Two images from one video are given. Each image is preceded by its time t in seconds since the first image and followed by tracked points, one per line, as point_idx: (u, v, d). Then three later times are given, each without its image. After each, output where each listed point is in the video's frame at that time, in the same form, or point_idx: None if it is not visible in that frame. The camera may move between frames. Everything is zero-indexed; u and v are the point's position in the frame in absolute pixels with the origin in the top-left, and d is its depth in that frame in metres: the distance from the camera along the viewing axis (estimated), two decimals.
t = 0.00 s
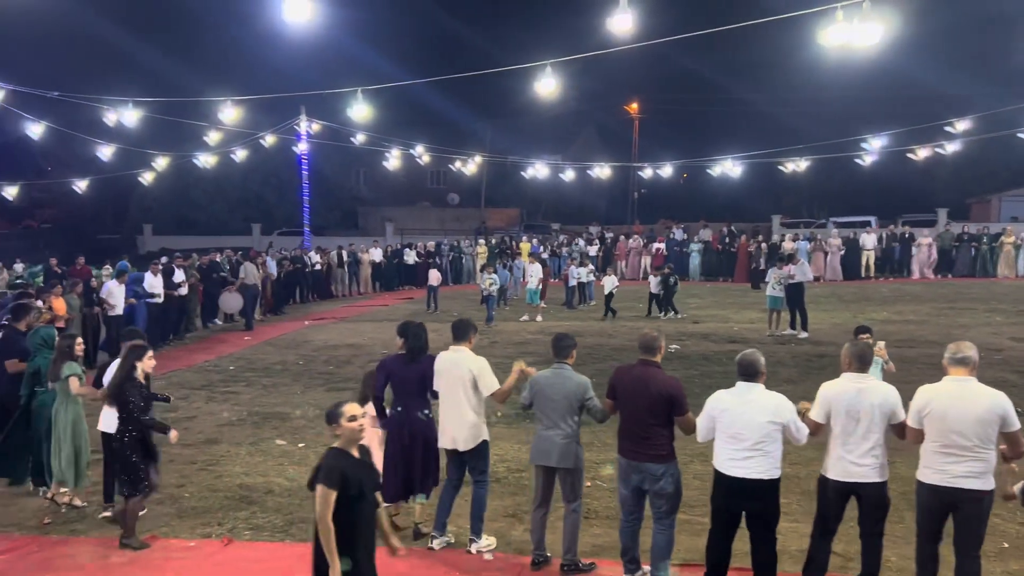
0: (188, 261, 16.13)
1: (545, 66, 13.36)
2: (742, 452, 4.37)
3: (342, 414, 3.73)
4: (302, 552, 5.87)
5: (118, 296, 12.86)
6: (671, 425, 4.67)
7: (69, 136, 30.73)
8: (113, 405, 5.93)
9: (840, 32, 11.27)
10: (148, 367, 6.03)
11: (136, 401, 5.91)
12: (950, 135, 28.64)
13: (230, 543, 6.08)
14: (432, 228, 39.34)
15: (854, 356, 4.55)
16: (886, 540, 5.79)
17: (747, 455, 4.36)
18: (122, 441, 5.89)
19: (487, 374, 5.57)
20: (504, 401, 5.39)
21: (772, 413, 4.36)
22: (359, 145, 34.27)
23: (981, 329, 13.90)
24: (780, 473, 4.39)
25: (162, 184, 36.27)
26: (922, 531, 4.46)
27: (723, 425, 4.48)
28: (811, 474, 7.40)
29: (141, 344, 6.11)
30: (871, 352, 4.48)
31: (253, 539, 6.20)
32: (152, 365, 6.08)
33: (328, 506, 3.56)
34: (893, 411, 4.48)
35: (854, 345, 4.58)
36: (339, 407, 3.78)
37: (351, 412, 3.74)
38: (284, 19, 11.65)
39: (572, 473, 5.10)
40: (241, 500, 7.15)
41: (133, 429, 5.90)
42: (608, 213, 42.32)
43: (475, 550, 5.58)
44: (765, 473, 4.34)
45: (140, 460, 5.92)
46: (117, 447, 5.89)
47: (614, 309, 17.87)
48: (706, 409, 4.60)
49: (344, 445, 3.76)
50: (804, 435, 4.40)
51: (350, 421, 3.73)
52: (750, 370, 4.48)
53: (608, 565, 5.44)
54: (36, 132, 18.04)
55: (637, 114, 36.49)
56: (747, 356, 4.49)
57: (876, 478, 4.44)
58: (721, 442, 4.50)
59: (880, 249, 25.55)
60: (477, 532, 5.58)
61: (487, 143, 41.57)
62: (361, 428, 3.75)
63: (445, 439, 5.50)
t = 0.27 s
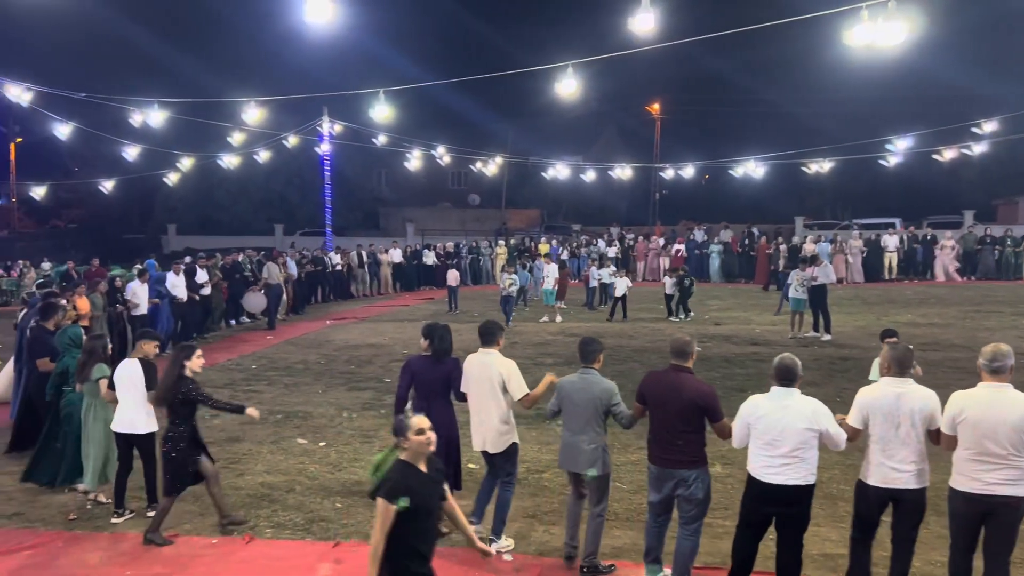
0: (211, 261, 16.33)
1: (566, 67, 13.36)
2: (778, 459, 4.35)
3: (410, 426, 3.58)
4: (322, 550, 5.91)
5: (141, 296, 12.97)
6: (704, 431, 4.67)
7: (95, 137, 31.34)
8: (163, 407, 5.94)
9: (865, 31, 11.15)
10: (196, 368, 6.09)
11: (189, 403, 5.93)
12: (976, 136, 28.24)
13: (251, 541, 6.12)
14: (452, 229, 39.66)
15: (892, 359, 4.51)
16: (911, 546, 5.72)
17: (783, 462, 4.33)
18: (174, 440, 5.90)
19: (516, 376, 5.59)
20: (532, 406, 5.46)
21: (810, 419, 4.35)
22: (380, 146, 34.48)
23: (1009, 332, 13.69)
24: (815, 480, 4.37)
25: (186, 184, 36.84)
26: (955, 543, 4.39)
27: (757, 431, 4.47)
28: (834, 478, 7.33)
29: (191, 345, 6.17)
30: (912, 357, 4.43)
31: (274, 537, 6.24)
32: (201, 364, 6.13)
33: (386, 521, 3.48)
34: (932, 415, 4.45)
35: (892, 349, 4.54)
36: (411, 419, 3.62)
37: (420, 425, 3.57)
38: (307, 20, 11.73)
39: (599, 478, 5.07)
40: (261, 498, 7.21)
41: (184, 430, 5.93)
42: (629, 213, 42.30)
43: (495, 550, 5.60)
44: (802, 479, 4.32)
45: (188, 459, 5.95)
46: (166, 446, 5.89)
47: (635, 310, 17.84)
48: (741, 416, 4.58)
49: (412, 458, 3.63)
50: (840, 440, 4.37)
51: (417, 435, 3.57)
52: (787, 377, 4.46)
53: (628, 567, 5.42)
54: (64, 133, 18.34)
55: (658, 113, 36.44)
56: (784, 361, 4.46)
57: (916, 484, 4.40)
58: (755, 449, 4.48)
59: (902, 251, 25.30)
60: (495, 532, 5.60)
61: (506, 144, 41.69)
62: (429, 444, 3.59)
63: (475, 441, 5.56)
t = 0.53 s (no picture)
0: (229, 261, 16.47)
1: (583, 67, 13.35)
2: (800, 462, 4.33)
3: (463, 429, 3.67)
4: (339, 549, 5.95)
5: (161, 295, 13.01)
6: (724, 434, 4.66)
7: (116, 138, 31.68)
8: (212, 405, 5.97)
9: (884, 30, 11.05)
10: (239, 367, 6.13)
11: (237, 403, 5.97)
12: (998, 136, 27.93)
13: (269, 539, 6.16)
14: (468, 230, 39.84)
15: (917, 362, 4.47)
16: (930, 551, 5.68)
17: (807, 467, 4.31)
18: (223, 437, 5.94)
19: (535, 376, 5.60)
20: (551, 404, 5.47)
21: (833, 422, 4.32)
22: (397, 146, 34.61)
23: None
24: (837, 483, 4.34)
25: (206, 184, 37.18)
26: (978, 549, 4.35)
27: (780, 432, 4.44)
28: (853, 481, 7.29)
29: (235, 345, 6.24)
30: (937, 359, 4.37)
31: (292, 535, 6.28)
32: (243, 363, 6.23)
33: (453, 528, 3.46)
34: (956, 418, 4.41)
35: (917, 349, 4.50)
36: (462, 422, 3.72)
37: (474, 425, 3.67)
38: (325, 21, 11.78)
39: (618, 478, 5.08)
40: (280, 496, 7.26)
41: (235, 426, 5.96)
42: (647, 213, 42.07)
43: (511, 550, 5.63)
44: (823, 481, 4.30)
45: (237, 458, 5.98)
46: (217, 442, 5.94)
47: (650, 311, 17.81)
48: (762, 418, 4.57)
49: (465, 461, 3.68)
50: (864, 444, 4.34)
51: (471, 437, 3.65)
52: (813, 379, 4.42)
53: (643, 568, 5.41)
54: (85, 133, 18.54)
55: (676, 113, 36.37)
56: (810, 363, 4.42)
57: (938, 489, 4.37)
58: (777, 451, 4.45)
59: (921, 252, 25.06)
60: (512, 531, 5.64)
61: (522, 144, 41.78)
62: (483, 444, 3.67)
63: (495, 441, 5.57)
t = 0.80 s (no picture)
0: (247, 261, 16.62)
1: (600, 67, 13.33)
2: (818, 463, 4.30)
3: (529, 434, 3.57)
4: (355, 548, 5.97)
5: (178, 293, 13.21)
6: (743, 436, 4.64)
7: (136, 138, 32.02)
8: (251, 399, 6.09)
9: (904, 29, 10.95)
10: (280, 359, 6.21)
11: (275, 396, 6.08)
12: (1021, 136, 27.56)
13: (285, 537, 6.18)
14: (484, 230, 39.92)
15: (937, 364, 4.44)
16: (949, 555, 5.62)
17: (824, 467, 4.29)
18: (263, 430, 6.08)
19: (551, 375, 5.65)
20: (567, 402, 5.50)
21: (851, 424, 4.29)
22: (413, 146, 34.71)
23: None
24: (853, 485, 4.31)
25: (224, 184, 37.50)
26: (999, 553, 4.30)
27: (799, 432, 4.42)
28: (871, 484, 7.23)
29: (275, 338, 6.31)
30: (956, 361, 4.35)
31: (308, 534, 6.31)
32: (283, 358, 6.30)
33: (534, 535, 3.32)
34: (978, 421, 4.36)
35: (936, 352, 4.47)
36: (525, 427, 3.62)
37: (539, 431, 3.58)
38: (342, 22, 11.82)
39: (633, 480, 5.07)
40: (297, 494, 7.32)
41: (275, 417, 6.11)
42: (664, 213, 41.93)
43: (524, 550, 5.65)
44: (839, 484, 4.27)
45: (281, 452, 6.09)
46: (260, 436, 6.06)
47: (666, 312, 17.77)
48: (780, 419, 4.55)
49: (529, 468, 3.56)
50: (883, 447, 4.31)
51: (537, 442, 3.55)
52: (835, 380, 4.39)
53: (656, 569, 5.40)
54: (105, 134, 18.73)
55: (693, 113, 36.23)
56: (832, 364, 4.39)
57: (958, 493, 4.32)
58: (796, 452, 4.42)
59: (941, 253, 24.83)
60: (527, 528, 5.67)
61: (539, 145, 41.81)
62: (549, 450, 3.57)
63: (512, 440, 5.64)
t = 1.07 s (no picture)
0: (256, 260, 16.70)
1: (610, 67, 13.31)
2: (824, 464, 4.29)
3: (582, 436, 3.64)
4: (365, 546, 6.00)
5: (188, 292, 13.16)
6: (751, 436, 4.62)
7: (147, 138, 32.22)
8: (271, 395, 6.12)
9: (914, 28, 10.88)
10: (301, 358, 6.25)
11: (296, 392, 6.11)
12: None
13: (297, 535, 6.22)
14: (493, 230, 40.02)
15: (944, 366, 4.41)
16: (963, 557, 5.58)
17: (831, 468, 4.27)
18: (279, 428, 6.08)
19: (552, 375, 5.60)
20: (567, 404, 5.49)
21: (858, 424, 4.28)
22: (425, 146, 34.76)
23: None
24: (861, 487, 4.29)
25: (234, 184, 37.72)
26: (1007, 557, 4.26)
27: (803, 433, 4.41)
28: (881, 484, 7.21)
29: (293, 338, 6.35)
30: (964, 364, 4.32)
31: (321, 532, 6.35)
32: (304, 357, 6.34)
33: (583, 539, 3.42)
34: (986, 425, 4.32)
35: (944, 354, 4.44)
36: (580, 429, 3.69)
37: (592, 433, 3.64)
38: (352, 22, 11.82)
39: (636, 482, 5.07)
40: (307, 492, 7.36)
41: (296, 415, 6.12)
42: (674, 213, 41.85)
43: (533, 549, 5.66)
44: (846, 486, 4.25)
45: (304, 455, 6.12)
46: (278, 436, 6.08)
47: (675, 312, 17.78)
48: (787, 420, 4.53)
49: (583, 469, 3.64)
50: (888, 449, 4.29)
51: (590, 445, 3.62)
52: (841, 381, 4.38)
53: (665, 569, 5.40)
54: (117, 134, 18.84)
55: (703, 113, 36.12)
56: (838, 365, 4.38)
57: (964, 498, 4.29)
58: (802, 453, 4.41)
59: (953, 254, 24.72)
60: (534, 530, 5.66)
61: (549, 145, 41.85)
62: (602, 453, 3.63)
63: (512, 441, 5.58)
